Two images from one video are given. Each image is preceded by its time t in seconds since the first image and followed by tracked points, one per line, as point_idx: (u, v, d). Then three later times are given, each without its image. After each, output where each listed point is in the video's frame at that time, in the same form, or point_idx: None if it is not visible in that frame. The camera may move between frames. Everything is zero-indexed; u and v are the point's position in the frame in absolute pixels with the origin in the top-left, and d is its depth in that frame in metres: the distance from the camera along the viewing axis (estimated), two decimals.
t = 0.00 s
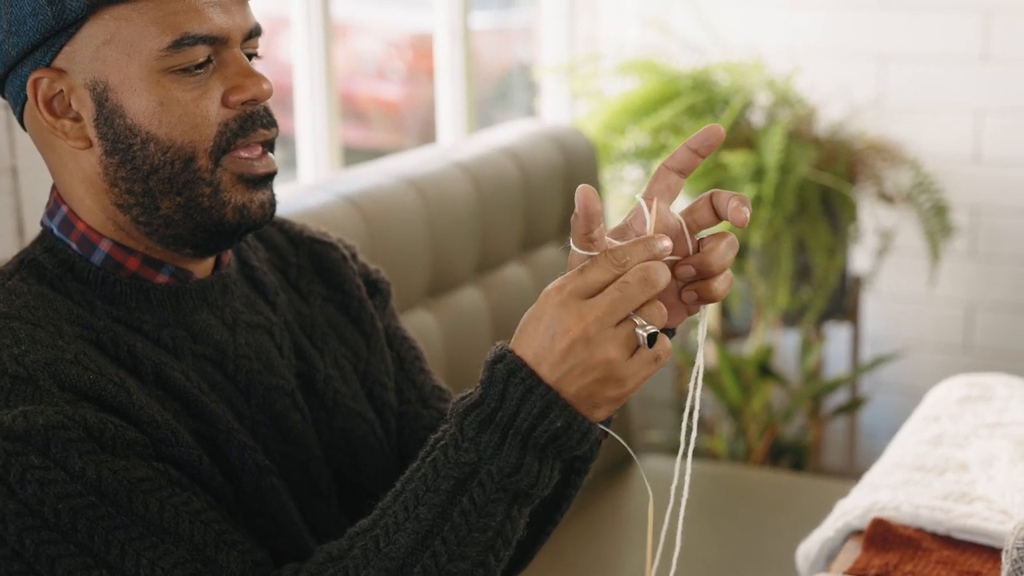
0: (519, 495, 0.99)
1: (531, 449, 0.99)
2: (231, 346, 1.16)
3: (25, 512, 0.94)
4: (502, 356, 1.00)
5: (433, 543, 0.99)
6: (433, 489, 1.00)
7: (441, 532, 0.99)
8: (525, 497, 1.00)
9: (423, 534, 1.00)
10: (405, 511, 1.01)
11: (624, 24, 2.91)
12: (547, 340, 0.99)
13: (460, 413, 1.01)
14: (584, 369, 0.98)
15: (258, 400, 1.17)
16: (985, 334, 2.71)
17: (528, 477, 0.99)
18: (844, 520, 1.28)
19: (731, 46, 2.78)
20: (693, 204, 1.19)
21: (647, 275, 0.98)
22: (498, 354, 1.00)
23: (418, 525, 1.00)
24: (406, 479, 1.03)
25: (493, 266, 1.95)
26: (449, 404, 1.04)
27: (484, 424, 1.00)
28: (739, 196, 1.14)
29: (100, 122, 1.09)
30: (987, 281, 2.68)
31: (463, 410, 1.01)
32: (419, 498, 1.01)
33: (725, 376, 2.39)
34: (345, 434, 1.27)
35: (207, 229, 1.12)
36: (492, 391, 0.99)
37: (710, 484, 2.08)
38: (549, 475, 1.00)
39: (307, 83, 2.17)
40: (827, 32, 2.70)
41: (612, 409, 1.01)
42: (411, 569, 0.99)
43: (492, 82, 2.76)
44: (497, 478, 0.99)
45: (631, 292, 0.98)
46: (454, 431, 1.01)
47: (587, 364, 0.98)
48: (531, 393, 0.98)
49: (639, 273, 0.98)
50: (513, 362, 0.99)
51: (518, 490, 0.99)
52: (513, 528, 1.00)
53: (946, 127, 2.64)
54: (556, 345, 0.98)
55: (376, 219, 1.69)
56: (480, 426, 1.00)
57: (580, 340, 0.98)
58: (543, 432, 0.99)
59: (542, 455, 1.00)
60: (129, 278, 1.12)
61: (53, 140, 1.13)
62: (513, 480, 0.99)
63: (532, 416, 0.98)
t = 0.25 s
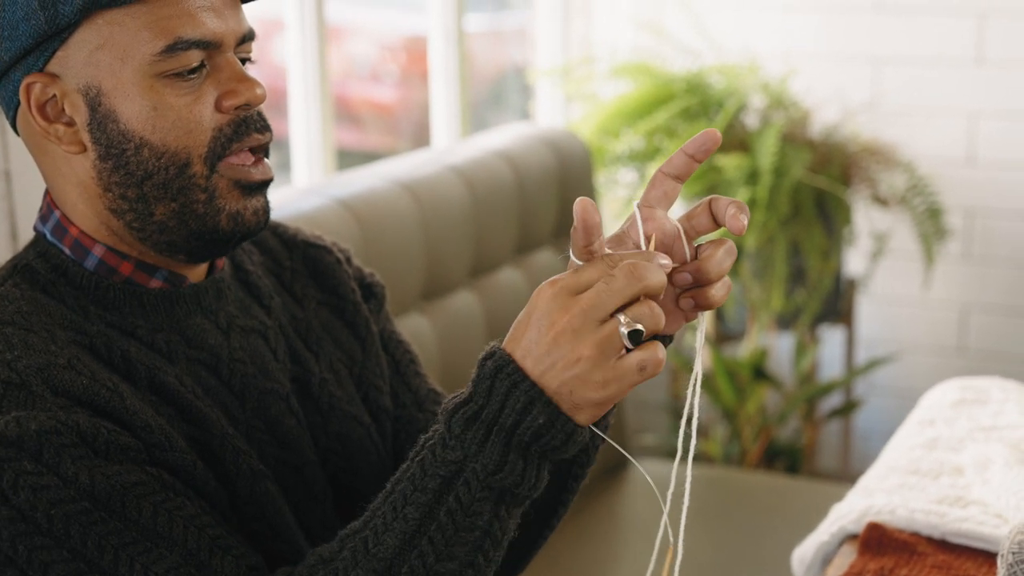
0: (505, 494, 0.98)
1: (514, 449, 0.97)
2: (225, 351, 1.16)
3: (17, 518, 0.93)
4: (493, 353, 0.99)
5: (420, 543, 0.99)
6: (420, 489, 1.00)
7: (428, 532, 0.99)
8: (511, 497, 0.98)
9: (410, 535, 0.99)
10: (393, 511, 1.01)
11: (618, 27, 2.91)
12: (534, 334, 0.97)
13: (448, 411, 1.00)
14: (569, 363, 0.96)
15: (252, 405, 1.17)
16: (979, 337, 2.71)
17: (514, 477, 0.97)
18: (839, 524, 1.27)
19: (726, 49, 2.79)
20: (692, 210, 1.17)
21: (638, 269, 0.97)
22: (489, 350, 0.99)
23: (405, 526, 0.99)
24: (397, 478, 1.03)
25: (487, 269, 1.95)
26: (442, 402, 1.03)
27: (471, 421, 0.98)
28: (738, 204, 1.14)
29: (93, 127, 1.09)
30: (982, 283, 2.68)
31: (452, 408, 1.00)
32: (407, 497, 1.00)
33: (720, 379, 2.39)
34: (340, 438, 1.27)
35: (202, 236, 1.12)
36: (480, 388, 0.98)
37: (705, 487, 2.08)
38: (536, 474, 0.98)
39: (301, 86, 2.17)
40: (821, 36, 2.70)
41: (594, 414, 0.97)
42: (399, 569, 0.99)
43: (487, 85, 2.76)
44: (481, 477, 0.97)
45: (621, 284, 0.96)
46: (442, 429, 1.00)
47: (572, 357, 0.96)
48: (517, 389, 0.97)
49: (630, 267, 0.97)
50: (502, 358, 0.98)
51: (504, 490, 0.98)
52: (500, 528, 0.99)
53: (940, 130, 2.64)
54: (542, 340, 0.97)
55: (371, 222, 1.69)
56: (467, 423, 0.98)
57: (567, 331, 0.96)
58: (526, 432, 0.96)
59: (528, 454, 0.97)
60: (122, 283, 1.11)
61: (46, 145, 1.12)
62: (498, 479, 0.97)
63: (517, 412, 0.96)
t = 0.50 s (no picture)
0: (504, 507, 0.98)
1: (516, 462, 0.97)
2: (219, 356, 1.16)
3: (10, 526, 0.93)
4: (491, 366, 0.99)
5: (418, 555, 0.99)
6: (417, 501, 1.00)
7: (425, 544, 0.99)
8: (510, 509, 0.98)
9: (408, 546, 0.99)
10: (390, 522, 1.01)
11: (611, 30, 2.91)
12: (536, 348, 0.97)
13: (447, 423, 1.00)
14: (570, 380, 0.96)
15: (247, 410, 1.17)
16: (972, 339, 2.71)
17: (514, 490, 0.98)
18: (834, 528, 1.27)
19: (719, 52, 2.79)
20: (690, 218, 1.17)
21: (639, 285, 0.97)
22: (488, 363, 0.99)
23: (403, 538, 0.99)
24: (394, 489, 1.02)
25: (481, 272, 1.95)
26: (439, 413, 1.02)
27: (470, 434, 0.98)
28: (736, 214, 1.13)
29: (88, 133, 1.09)
30: (975, 285, 2.68)
31: (450, 421, 1.00)
32: (404, 509, 1.00)
33: (714, 383, 2.38)
34: (335, 443, 1.26)
35: (197, 239, 1.12)
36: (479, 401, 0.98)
37: (699, 491, 2.07)
38: (535, 487, 0.99)
39: (295, 89, 2.17)
40: (814, 39, 2.71)
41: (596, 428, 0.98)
42: None
43: (480, 88, 2.76)
44: (481, 490, 0.98)
45: (621, 301, 0.96)
46: (440, 441, 1.00)
47: (574, 375, 0.95)
48: (518, 405, 0.97)
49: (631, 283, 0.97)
50: (501, 372, 0.98)
51: (503, 503, 0.98)
52: (498, 541, 0.99)
53: (933, 133, 2.65)
54: (543, 354, 0.96)
55: (364, 226, 1.68)
56: (466, 436, 0.98)
57: (569, 349, 0.96)
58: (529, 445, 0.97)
59: (528, 468, 0.98)
60: (116, 289, 1.11)
61: (40, 150, 1.12)
62: (497, 493, 0.97)
63: (518, 427, 0.96)
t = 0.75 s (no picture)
0: (512, 517, 0.99)
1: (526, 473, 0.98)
2: (213, 359, 1.15)
3: (5, 530, 0.92)
4: (493, 374, 0.98)
5: (426, 566, 1.00)
6: (425, 514, 0.99)
7: (434, 556, 1.00)
8: (518, 518, 0.99)
9: (416, 558, 1.00)
10: (394, 535, 1.01)
11: (605, 32, 2.91)
12: (562, 378, 0.97)
13: (453, 436, 0.99)
14: (598, 405, 0.98)
15: (241, 413, 1.17)
16: (965, 341, 2.72)
17: (524, 498, 0.99)
18: (829, 530, 1.27)
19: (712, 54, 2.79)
20: (689, 226, 1.14)
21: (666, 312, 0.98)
22: (490, 372, 0.98)
23: (410, 551, 1.00)
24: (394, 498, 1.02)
25: (474, 276, 1.94)
26: (438, 422, 1.01)
27: (480, 448, 0.98)
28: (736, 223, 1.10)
29: (79, 135, 1.08)
30: (968, 287, 2.69)
31: (457, 434, 0.99)
32: (409, 522, 1.00)
33: (708, 384, 2.39)
34: (329, 445, 1.26)
35: (186, 247, 1.12)
36: (485, 413, 0.97)
37: (693, 492, 2.07)
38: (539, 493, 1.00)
39: (288, 91, 2.16)
40: (807, 41, 2.71)
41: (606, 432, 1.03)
42: None
43: (474, 90, 2.76)
44: (492, 502, 0.98)
45: (650, 331, 0.98)
46: (448, 455, 0.99)
47: (602, 401, 0.97)
48: (528, 413, 0.96)
49: (658, 310, 0.98)
50: (503, 380, 0.97)
51: (513, 512, 0.99)
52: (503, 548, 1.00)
53: (926, 135, 2.65)
54: (571, 384, 0.97)
55: (358, 228, 1.68)
56: (476, 449, 0.98)
57: (600, 378, 0.96)
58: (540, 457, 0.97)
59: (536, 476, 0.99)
60: (109, 291, 1.11)
61: (32, 152, 1.11)
62: (508, 502, 0.98)
63: (527, 435, 0.97)
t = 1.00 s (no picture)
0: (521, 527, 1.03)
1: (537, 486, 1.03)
2: (205, 363, 1.15)
3: None
4: (517, 402, 1.01)
5: None
6: (439, 530, 1.02)
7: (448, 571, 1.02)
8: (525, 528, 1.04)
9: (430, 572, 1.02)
10: (407, 550, 1.02)
11: (597, 34, 2.91)
12: (592, 415, 1.01)
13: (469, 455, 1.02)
14: (612, 431, 1.04)
15: (233, 418, 1.16)
16: (958, 343, 2.72)
17: (534, 511, 1.04)
18: (822, 533, 1.26)
19: (705, 55, 2.79)
20: (688, 236, 1.13)
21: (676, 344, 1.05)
22: (514, 401, 1.01)
23: (424, 565, 1.01)
24: (403, 515, 1.03)
25: (467, 277, 1.94)
26: (448, 441, 1.04)
27: (498, 466, 1.01)
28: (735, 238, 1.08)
29: (69, 139, 1.08)
30: (960, 288, 2.69)
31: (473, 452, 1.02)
32: (423, 538, 1.02)
33: (701, 386, 2.39)
34: (322, 449, 1.25)
35: (180, 242, 1.11)
36: (507, 437, 1.01)
37: (687, 495, 2.07)
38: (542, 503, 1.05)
39: (280, 92, 2.15)
40: (800, 42, 2.71)
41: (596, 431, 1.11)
42: None
43: (466, 92, 2.76)
44: (508, 517, 1.02)
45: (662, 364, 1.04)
46: (464, 473, 1.02)
47: (616, 428, 1.04)
48: (552, 442, 1.00)
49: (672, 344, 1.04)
50: (530, 411, 1.00)
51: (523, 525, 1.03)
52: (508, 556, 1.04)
53: (918, 137, 2.65)
54: (599, 418, 1.01)
55: (350, 231, 1.68)
56: (498, 471, 1.01)
57: (624, 414, 1.02)
58: (553, 472, 1.02)
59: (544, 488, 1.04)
60: (102, 297, 1.10)
61: (22, 157, 1.11)
62: (522, 518, 1.03)
63: (550, 458, 1.01)
